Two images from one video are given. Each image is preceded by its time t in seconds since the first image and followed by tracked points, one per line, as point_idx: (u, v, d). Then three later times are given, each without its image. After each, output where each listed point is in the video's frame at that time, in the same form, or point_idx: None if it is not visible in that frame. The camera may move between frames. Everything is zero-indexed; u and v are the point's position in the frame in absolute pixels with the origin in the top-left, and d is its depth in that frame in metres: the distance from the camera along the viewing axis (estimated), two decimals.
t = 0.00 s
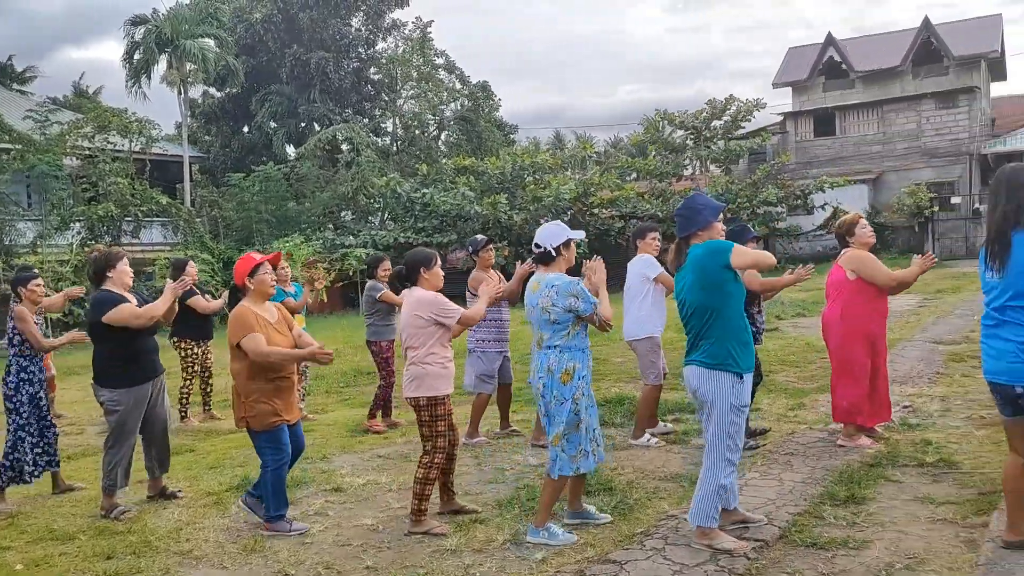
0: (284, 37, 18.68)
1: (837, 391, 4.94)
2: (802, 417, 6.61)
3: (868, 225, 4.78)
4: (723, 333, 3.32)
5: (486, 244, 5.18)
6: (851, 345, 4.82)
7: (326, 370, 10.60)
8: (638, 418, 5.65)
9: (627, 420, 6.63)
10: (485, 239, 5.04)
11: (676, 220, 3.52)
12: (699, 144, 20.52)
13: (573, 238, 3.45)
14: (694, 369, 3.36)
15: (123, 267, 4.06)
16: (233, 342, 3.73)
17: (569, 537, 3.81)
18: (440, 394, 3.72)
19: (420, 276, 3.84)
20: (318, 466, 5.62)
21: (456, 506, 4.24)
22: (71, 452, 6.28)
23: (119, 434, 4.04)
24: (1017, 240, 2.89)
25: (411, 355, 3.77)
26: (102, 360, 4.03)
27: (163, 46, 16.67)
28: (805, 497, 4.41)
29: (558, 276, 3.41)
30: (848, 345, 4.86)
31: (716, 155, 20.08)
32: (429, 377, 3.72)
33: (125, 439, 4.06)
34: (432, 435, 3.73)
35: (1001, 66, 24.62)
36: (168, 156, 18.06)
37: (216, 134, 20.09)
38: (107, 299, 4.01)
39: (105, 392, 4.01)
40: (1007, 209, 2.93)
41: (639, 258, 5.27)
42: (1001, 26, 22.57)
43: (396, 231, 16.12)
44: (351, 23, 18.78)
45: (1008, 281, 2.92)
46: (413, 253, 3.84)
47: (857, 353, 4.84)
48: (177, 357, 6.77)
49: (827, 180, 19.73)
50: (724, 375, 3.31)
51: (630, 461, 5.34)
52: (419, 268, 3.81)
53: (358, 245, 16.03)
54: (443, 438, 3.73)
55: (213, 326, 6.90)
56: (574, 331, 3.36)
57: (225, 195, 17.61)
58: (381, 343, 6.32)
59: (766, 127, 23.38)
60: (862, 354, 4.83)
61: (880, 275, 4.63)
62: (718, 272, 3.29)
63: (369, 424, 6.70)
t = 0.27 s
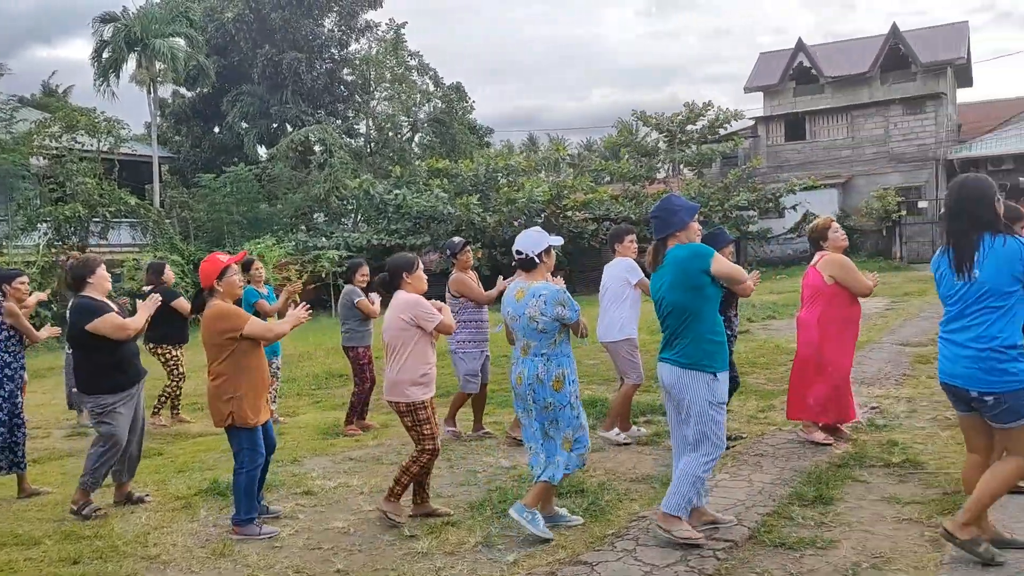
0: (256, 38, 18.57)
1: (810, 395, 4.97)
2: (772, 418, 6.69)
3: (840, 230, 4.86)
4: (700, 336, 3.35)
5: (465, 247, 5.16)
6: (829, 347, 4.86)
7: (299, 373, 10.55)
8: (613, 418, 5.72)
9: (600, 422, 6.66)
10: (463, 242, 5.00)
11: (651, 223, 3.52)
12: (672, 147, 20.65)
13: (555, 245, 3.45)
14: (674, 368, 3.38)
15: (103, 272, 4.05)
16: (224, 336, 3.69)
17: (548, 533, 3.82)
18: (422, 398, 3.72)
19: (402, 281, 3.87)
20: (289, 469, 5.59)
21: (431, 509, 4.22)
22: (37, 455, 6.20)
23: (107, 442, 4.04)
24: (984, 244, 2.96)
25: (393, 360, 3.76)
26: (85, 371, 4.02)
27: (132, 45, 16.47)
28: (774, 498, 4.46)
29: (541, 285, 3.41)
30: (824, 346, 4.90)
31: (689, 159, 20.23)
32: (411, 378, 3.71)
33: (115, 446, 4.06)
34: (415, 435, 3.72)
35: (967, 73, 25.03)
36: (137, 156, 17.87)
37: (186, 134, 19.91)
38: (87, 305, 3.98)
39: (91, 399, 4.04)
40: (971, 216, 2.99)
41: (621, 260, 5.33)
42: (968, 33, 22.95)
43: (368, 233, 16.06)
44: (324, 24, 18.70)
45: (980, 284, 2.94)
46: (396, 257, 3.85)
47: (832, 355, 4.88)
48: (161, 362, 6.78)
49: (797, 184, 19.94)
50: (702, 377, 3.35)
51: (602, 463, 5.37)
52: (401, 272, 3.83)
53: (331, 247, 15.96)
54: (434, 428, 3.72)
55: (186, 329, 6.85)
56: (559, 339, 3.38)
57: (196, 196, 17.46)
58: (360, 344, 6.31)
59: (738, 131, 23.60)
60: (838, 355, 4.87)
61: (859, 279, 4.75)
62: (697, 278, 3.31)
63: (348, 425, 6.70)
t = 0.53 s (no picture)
0: (225, 36, 18.37)
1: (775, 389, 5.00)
2: (741, 419, 6.75)
3: (802, 227, 4.94)
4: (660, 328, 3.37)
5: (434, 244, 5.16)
6: (797, 342, 4.90)
7: (268, 375, 10.46)
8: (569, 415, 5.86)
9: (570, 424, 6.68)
10: (429, 238, 4.97)
11: (619, 217, 3.52)
12: (643, 149, 20.76)
13: (512, 234, 3.49)
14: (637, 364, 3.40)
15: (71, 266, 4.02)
16: (193, 337, 3.66)
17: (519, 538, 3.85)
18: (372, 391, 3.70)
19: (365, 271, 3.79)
20: (258, 472, 5.55)
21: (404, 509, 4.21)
22: None
23: (64, 439, 3.97)
24: (946, 239, 3.02)
25: (352, 350, 3.75)
26: (49, 361, 3.96)
27: (99, 43, 16.24)
28: (742, 498, 4.50)
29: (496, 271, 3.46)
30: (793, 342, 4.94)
31: (659, 161, 20.37)
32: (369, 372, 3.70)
33: (73, 445, 4.00)
34: (360, 429, 3.73)
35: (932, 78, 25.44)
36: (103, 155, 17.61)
37: (153, 134, 19.67)
38: (55, 297, 3.98)
39: (50, 392, 3.95)
40: (936, 210, 3.05)
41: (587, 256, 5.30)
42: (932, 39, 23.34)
43: (339, 234, 15.97)
44: (293, 23, 18.58)
45: (942, 276, 2.98)
46: (361, 249, 3.79)
47: (799, 352, 4.92)
48: (118, 362, 6.66)
49: (767, 187, 20.14)
50: (658, 370, 3.35)
51: (571, 464, 5.39)
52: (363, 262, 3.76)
53: (301, 248, 15.85)
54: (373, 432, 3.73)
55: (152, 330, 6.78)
56: (515, 325, 3.41)
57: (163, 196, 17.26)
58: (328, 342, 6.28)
59: (708, 134, 23.79)
60: (803, 352, 4.91)
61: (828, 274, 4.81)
62: (652, 271, 3.32)
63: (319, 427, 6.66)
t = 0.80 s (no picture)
0: (192, 36, 18.16)
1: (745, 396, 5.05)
2: (710, 420, 6.80)
3: (768, 234, 4.95)
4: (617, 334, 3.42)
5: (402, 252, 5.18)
6: (755, 349, 4.95)
7: (236, 378, 10.35)
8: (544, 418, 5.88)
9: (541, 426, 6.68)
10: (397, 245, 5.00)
11: (589, 223, 3.53)
12: (614, 152, 20.85)
13: (467, 238, 3.39)
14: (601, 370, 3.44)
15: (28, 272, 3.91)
16: (151, 339, 3.61)
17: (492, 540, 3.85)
18: (328, 404, 3.66)
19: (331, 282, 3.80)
20: (225, 476, 5.48)
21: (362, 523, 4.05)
22: None
23: (26, 446, 3.92)
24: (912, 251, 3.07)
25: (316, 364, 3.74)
26: (10, 369, 3.88)
27: (64, 42, 15.97)
28: (711, 499, 4.53)
29: (448, 277, 3.45)
30: (753, 348, 4.98)
31: (630, 164, 20.48)
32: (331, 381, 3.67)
33: (36, 452, 3.95)
34: (331, 444, 3.65)
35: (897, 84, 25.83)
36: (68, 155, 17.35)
37: (119, 134, 19.43)
38: (11, 304, 3.85)
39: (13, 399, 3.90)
40: (902, 223, 3.08)
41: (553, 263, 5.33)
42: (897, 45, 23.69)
43: (308, 235, 15.87)
44: (262, 23, 18.43)
45: (898, 291, 3.06)
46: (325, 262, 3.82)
47: (759, 359, 4.96)
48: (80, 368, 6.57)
49: (736, 191, 20.32)
50: (610, 375, 3.41)
51: (542, 465, 5.39)
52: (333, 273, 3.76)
53: (270, 249, 15.72)
54: (344, 450, 3.65)
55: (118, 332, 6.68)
56: (455, 333, 3.39)
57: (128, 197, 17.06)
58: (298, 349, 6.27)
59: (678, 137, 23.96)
60: (766, 359, 4.94)
61: (778, 278, 4.82)
62: (603, 279, 3.40)
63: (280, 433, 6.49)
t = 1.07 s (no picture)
0: (159, 35, 17.92)
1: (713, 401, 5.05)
2: (679, 423, 6.84)
3: (739, 238, 4.99)
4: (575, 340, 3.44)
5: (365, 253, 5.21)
6: (720, 354, 4.95)
7: (203, 382, 10.23)
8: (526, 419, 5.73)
9: (511, 429, 6.68)
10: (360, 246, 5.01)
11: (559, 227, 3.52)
12: (586, 154, 20.92)
13: (423, 241, 3.36)
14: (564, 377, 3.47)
15: None
16: (104, 341, 3.57)
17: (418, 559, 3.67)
18: (290, 405, 3.60)
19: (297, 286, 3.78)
20: (191, 481, 5.41)
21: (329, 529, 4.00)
22: None
23: None
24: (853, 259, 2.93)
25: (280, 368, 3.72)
26: None
27: (29, 41, 15.80)
28: (680, 500, 4.55)
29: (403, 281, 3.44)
30: (718, 354, 5.01)
31: (601, 167, 20.57)
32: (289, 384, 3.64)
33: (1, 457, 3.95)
34: (286, 444, 3.51)
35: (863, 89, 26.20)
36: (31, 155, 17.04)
37: (84, 134, 19.16)
38: None
39: None
40: (858, 218, 2.95)
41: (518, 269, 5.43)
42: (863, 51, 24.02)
43: (277, 237, 15.73)
44: (231, 23, 18.26)
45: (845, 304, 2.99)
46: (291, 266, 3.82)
47: (724, 364, 4.96)
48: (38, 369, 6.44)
49: (706, 194, 20.48)
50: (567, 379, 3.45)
51: (512, 469, 5.38)
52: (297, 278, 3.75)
53: (238, 251, 15.57)
54: (299, 448, 3.48)
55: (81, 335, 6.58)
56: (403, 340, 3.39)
57: (93, 198, 16.80)
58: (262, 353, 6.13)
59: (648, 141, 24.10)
60: (731, 363, 4.95)
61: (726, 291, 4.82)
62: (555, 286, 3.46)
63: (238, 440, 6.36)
